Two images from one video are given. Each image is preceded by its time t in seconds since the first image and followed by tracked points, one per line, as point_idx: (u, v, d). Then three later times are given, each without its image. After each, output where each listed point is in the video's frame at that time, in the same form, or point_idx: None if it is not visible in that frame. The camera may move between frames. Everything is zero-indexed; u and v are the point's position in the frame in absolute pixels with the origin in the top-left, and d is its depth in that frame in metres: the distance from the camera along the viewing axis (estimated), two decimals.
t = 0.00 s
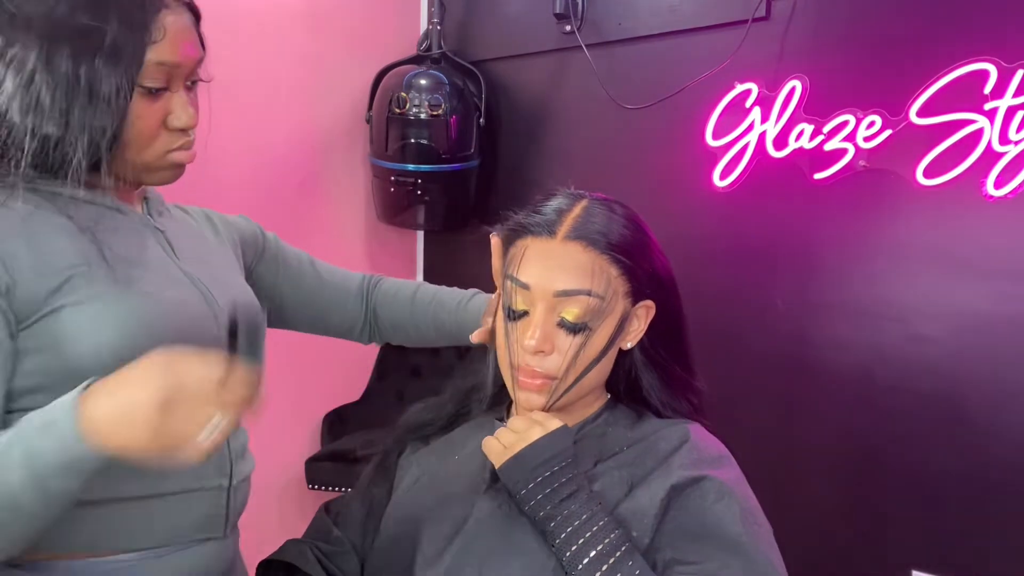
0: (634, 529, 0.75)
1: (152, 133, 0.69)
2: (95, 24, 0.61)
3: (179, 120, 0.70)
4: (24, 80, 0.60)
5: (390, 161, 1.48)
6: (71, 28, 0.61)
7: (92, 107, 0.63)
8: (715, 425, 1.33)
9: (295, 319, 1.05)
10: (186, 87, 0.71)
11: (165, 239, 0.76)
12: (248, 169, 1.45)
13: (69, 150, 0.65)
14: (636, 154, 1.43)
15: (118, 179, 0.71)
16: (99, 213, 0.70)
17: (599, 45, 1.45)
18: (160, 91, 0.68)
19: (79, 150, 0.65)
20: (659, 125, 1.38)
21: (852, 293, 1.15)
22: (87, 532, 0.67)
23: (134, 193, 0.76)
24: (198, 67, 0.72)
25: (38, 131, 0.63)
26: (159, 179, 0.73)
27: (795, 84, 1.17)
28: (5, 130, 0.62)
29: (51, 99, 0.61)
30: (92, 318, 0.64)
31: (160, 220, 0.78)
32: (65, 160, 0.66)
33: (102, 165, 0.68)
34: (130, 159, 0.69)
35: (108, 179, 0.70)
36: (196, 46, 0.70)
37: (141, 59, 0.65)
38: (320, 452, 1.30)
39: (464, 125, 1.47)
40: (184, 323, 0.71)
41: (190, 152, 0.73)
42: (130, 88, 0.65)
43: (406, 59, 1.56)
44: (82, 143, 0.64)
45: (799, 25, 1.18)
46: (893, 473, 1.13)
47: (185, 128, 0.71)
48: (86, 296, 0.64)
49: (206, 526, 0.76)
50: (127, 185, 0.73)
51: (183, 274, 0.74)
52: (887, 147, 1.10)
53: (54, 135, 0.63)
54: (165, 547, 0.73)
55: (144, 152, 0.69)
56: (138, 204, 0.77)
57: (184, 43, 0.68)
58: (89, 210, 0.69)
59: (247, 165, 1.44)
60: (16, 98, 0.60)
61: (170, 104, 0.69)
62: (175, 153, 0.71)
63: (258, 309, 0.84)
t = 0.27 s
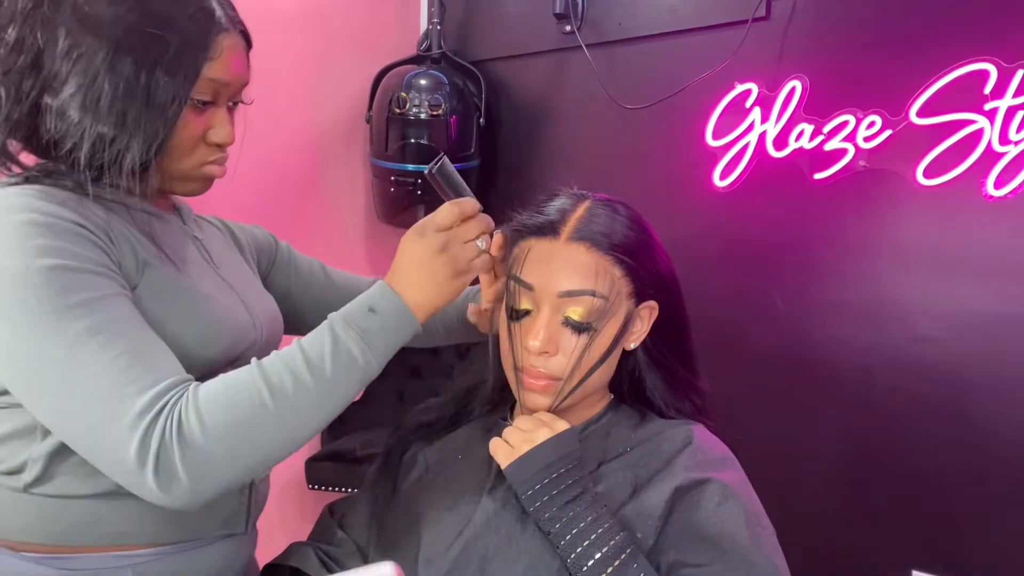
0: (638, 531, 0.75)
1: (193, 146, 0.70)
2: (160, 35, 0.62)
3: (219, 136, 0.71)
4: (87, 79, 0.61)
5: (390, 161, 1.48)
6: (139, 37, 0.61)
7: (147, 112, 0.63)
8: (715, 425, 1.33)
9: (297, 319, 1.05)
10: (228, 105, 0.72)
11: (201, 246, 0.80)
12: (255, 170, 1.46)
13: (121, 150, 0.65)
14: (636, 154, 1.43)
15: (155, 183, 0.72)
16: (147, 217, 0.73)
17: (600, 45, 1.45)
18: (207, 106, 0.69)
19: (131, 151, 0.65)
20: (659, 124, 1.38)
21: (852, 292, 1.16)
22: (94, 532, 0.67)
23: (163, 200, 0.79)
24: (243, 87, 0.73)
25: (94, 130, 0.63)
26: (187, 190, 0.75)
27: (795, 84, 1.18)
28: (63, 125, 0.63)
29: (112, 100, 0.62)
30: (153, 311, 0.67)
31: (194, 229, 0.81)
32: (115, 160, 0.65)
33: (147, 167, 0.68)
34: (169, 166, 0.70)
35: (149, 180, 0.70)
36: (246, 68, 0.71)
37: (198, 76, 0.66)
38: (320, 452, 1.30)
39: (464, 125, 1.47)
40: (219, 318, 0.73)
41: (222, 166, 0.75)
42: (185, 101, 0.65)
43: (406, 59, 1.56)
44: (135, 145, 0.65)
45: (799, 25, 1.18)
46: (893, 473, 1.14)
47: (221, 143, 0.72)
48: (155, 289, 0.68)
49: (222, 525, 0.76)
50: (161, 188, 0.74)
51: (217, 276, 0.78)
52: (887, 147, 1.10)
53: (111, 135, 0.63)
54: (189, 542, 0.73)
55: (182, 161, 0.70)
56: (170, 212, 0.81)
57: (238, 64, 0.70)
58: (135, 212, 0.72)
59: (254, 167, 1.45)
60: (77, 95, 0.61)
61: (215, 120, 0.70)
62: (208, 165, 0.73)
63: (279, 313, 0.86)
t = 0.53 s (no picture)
0: (638, 531, 0.75)
1: (197, 146, 0.69)
2: (172, 36, 0.63)
3: (224, 139, 0.70)
4: (98, 76, 0.61)
5: (391, 161, 1.48)
6: (155, 38, 0.62)
7: (158, 111, 0.63)
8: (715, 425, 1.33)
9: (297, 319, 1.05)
10: (235, 110, 0.72)
11: (204, 246, 0.80)
12: (255, 171, 1.46)
13: (130, 148, 0.64)
14: (636, 154, 1.43)
15: (160, 184, 0.71)
16: (152, 216, 0.73)
17: (600, 45, 1.45)
18: (214, 108, 0.69)
19: (140, 148, 0.65)
20: (659, 124, 1.38)
21: (852, 292, 1.15)
22: (94, 530, 0.67)
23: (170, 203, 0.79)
24: (251, 92, 0.73)
25: (103, 128, 0.63)
26: (189, 191, 0.73)
27: (795, 84, 1.18)
28: (72, 122, 0.63)
29: (122, 98, 0.62)
30: (161, 307, 0.68)
31: (199, 230, 0.82)
32: (123, 157, 0.65)
33: (155, 166, 0.68)
34: (174, 167, 0.69)
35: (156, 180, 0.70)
36: (254, 73, 0.71)
37: (207, 78, 0.66)
38: (320, 452, 1.30)
39: (465, 125, 1.47)
40: (223, 316, 0.73)
41: (226, 170, 0.74)
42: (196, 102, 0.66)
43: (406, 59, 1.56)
44: (144, 144, 0.65)
45: (799, 25, 1.18)
46: (893, 473, 1.13)
47: (227, 147, 0.71)
48: (161, 284, 0.68)
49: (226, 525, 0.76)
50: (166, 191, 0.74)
51: (222, 275, 0.78)
52: (887, 147, 1.10)
53: (120, 132, 0.63)
54: (190, 542, 0.73)
55: (187, 162, 0.69)
56: (175, 214, 0.81)
57: (246, 68, 0.70)
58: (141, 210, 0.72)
59: (255, 167, 1.46)
60: (88, 91, 0.61)
61: (222, 122, 0.70)
62: (213, 168, 0.72)
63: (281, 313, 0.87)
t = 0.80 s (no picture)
0: (639, 532, 0.75)
1: (198, 145, 0.69)
2: (173, 35, 0.63)
3: (225, 138, 0.71)
4: (100, 75, 0.61)
5: (391, 161, 1.48)
6: (155, 37, 0.62)
7: (159, 110, 0.64)
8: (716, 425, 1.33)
9: (298, 319, 1.05)
10: (235, 108, 0.72)
11: (204, 247, 0.80)
12: (256, 171, 1.46)
13: (131, 147, 0.65)
14: (636, 154, 1.43)
15: (160, 183, 0.71)
16: (154, 218, 0.73)
17: (600, 45, 1.45)
18: (215, 106, 0.69)
19: (141, 148, 0.65)
20: (659, 124, 1.38)
21: (852, 292, 1.15)
22: (95, 531, 0.67)
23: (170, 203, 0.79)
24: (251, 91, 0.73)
25: (105, 127, 0.63)
26: (191, 191, 0.73)
27: (795, 84, 1.18)
28: (73, 122, 0.63)
29: (124, 97, 0.62)
30: (165, 308, 0.68)
31: (199, 231, 0.82)
32: (124, 157, 0.65)
33: (157, 166, 0.68)
34: (175, 166, 0.69)
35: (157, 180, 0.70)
36: (254, 71, 0.71)
37: (209, 77, 0.66)
38: (320, 452, 1.30)
39: (465, 125, 1.47)
40: (225, 317, 0.73)
41: (227, 169, 0.74)
42: (197, 101, 0.66)
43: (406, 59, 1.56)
44: (145, 143, 0.65)
45: (799, 25, 1.18)
46: (894, 473, 1.14)
47: (227, 146, 0.72)
48: (164, 284, 0.68)
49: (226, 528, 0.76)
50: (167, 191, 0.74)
51: (223, 276, 0.78)
52: (887, 147, 1.10)
53: (120, 131, 0.63)
54: (190, 542, 0.73)
55: (187, 161, 0.70)
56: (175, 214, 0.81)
57: (247, 67, 0.70)
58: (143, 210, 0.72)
59: (255, 168, 1.46)
60: (89, 91, 0.61)
61: (223, 120, 0.70)
62: (213, 167, 0.72)
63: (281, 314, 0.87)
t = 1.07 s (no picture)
0: (639, 532, 0.75)
1: (196, 143, 0.69)
2: (169, 34, 0.63)
3: (223, 137, 0.71)
4: (96, 75, 0.61)
5: (391, 161, 1.48)
6: (152, 36, 0.62)
7: (156, 109, 0.64)
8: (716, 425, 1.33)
9: (297, 319, 1.05)
10: (233, 107, 0.72)
11: (204, 248, 0.80)
12: (256, 171, 1.46)
13: (129, 147, 0.65)
14: (636, 154, 1.43)
15: (158, 183, 0.71)
16: (153, 219, 0.73)
17: (600, 45, 1.45)
18: (212, 105, 0.69)
19: (138, 148, 0.65)
20: (659, 124, 1.38)
21: (853, 292, 1.15)
22: (95, 531, 0.67)
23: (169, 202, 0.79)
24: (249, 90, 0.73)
25: (102, 127, 0.63)
26: (190, 190, 0.73)
27: (795, 84, 1.18)
28: (70, 122, 0.63)
29: (120, 96, 0.62)
30: (164, 308, 0.68)
31: (198, 232, 0.82)
32: (122, 156, 0.65)
33: (155, 166, 0.68)
34: (174, 166, 0.69)
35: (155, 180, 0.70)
36: (251, 69, 0.71)
37: (205, 74, 0.66)
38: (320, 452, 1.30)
39: (465, 125, 1.47)
40: (224, 318, 0.73)
41: (226, 168, 0.74)
42: (193, 99, 0.66)
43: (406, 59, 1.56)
44: (143, 142, 0.65)
45: (799, 25, 1.18)
46: (894, 473, 1.13)
47: (226, 144, 0.72)
48: (165, 286, 0.69)
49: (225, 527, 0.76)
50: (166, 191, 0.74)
51: (223, 278, 0.78)
52: (887, 147, 1.10)
53: (118, 130, 0.63)
54: (189, 542, 0.73)
55: (185, 160, 0.70)
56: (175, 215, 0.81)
57: (245, 65, 0.70)
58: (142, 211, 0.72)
59: (255, 168, 1.46)
60: (86, 91, 0.61)
61: (221, 119, 0.70)
62: (212, 166, 0.72)
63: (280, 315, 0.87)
